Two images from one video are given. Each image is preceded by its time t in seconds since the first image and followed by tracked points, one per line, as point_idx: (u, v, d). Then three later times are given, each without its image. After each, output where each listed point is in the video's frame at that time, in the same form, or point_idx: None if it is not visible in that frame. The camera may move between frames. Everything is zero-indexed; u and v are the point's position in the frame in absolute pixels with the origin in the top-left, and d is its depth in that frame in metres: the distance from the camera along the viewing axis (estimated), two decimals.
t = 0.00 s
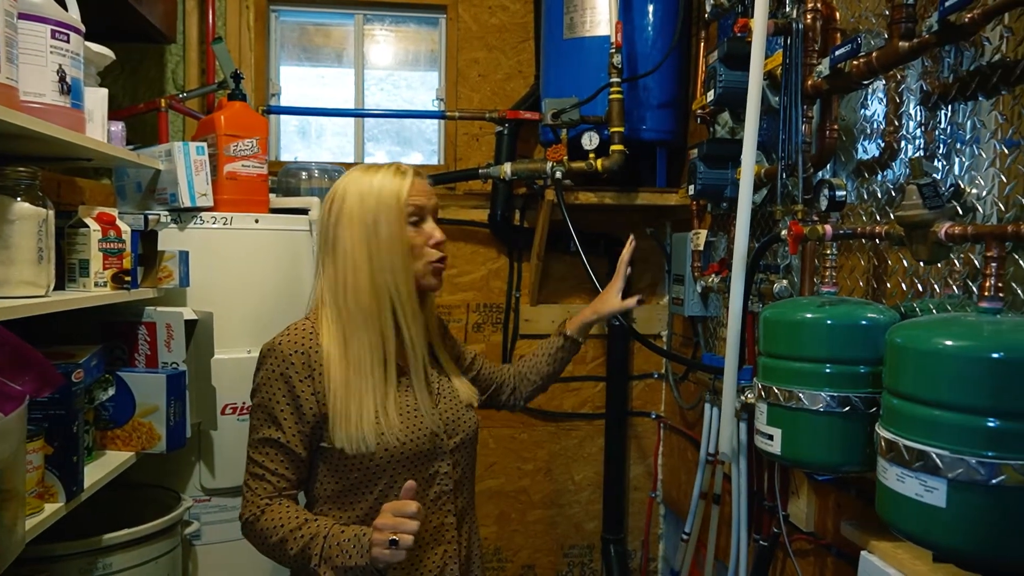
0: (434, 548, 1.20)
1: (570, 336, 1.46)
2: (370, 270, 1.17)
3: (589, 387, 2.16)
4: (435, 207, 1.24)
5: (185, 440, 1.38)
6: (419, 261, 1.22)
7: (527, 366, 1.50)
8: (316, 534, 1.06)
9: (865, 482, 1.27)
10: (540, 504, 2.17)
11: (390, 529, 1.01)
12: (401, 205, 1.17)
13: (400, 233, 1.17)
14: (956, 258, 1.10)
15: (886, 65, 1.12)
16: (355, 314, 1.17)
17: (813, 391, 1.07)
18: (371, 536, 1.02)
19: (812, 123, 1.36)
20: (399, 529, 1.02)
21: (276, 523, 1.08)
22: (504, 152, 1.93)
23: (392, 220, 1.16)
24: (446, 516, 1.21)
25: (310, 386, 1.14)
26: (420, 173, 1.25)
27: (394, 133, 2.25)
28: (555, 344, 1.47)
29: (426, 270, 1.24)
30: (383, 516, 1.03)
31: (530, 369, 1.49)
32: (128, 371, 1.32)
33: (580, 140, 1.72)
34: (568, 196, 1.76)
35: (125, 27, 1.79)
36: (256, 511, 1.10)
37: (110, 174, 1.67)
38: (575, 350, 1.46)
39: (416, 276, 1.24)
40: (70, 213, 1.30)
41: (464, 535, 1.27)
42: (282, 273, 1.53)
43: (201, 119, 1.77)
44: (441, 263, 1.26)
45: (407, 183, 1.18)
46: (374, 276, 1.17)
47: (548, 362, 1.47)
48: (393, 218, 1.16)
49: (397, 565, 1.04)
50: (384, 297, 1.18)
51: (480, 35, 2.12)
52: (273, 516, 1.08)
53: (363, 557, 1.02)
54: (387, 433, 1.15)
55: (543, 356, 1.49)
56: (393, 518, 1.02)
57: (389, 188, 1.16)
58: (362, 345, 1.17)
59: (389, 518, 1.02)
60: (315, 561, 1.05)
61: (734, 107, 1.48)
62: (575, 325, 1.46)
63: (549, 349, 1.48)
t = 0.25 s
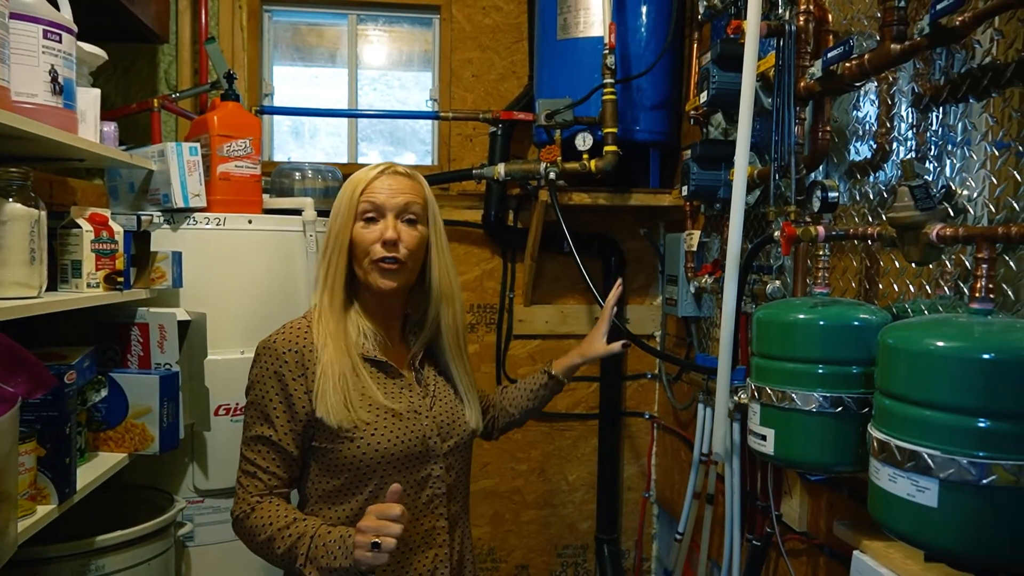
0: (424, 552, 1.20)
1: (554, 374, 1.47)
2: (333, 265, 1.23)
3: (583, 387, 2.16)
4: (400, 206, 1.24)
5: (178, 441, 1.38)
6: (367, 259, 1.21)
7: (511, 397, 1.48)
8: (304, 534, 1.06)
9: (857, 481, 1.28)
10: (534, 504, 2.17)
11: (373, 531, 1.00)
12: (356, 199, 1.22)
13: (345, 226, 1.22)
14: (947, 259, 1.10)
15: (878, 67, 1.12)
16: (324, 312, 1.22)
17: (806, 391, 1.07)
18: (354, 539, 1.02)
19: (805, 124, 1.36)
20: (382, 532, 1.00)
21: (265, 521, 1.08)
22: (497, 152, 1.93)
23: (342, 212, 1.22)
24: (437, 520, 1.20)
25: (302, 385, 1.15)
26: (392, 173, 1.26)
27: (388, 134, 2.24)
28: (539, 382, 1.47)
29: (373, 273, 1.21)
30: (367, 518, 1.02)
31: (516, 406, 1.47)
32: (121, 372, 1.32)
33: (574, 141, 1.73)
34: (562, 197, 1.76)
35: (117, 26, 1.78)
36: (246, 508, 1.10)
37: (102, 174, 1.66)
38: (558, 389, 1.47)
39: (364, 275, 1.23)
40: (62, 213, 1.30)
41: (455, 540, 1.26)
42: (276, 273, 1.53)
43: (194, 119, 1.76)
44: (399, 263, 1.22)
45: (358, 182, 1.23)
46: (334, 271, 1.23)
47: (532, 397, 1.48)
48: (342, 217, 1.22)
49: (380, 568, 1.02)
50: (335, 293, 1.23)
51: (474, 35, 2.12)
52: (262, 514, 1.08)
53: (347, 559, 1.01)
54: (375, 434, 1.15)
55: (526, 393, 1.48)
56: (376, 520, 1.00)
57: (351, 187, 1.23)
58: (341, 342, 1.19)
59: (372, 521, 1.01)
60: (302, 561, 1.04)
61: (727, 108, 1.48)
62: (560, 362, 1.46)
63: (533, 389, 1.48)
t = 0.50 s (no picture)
0: (418, 552, 1.20)
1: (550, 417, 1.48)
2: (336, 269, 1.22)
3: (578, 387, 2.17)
4: (394, 214, 1.23)
5: (173, 441, 1.38)
6: (361, 272, 1.22)
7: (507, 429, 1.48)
8: (298, 534, 1.06)
9: (851, 481, 1.28)
10: (529, 504, 2.17)
11: (366, 534, 1.01)
12: (351, 206, 1.21)
13: (341, 236, 1.21)
14: (941, 259, 1.11)
15: (872, 68, 1.13)
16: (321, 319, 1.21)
17: (801, 391, 1.07)
18: (346, 540, 1.02)
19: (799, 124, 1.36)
20: (375, 535, 1.01)
21: (260, 521, 1.07)
22: (492, 152, 1.93)
23: (339, 221, 1.21)
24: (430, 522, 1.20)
25: (298, 384, 1.15)
26: (387, 178, 1.26)
27: (382, 134, 2.24)
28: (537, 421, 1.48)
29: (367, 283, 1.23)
30: (360, 520, 1.02)
31: (507, 441, 1.46)
32: (115, 372, 1.32)
33: (569, 141, 1.73)
34: (557, 196, 1.77)
35: (111, 25, 1.77)
36: (241, 507, 1.10)
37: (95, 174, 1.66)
38: (552, 431, 1.48)
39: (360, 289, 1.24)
40: (56, 213, 1.29)
41: (449, 542, 1.26)
42: (271, 273, 1.53)
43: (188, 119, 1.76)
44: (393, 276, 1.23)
45: (354, 187, 1.22)
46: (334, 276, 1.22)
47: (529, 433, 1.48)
48: (337, 224, 1.21)
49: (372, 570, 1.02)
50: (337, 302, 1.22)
51: (469, 35, 2.12)
52: (256, 513, 1.08)
53: (340, 560, 1.01)
54: (370, 435, 1.15)
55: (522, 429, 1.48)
56: (369, 524, 1.01)
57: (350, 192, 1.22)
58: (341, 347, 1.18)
59: (366, 524, 1.01)
60: (296, 561, 1.04)
61: (722, 108, 1.48)
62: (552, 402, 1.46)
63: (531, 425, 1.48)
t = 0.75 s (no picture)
0: (414, 552, 1.20)
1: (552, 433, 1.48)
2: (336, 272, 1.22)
3: (574, 386, 2.17)
4: (389, 217, 1.23)
5: (169, 441, 1.37)
6: (360, 274, 1.22)
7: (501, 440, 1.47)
8: (297, 532, 1.05)
9: (847, 479, 1.28)
10: (525, 503, 2.18)
11: (368, 530, 1.01)
12: (345, 209, 1.21)
13: (337, 240, 1.21)
14: (936, 258, 1.11)
15: (867, 67, 1.13)
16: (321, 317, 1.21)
17: (797, 389, 1.07)
18: (348, 538, 1.02)
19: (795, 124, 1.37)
20: (376, 531, 1.01)
21: (259, 519, 1.07)
22: (489, 151, 1.93)
23: (335, 223, 1.21)
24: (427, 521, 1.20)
25: (297, 382, 1.15)
26: (381, 178, 1.26)
27: (378, 133, 2.24)
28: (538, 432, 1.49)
29: (367, 285, 1.23)
30: (362, 517, 1.02)
31: (504, 451, 1.46)
32: (111, 371, 1.31)
33: (565, 140, 1.73)
34: (553, 196, 1.77)
35: (106, 25, 1.77)
36: (240, 505, 1.10)
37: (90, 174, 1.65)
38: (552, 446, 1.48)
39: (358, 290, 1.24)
40: (51, 212, 1.29)
41: (444, 542, 1.26)
42: (267, 273, 1.52)
43: (183, 118, 1.76)
44: (394, 279, 1.24)
45: (348, 190, 1.22)
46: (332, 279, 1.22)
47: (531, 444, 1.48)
48: (332, 226, 1.21)
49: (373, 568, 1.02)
50: (336, 303, 1.22)
51: (465, 34, 2.12)
52: (255, 512, 1.08)
53: (340, 558, 1.01)
54: (369, 433, 1.15)
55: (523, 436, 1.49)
56: (371, 520, 1.01)
57: (349, 194, 1.22)
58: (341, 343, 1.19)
59: (367, 520, 1.01)
60: (295, 560, 1.04)
61: (718, 107, 1.49)
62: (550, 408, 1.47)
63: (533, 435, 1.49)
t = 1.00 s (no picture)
0: (411, 553, 1.20)
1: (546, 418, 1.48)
2: (342, 271, 1.18)
3: (571, 386, 2.17)
4: (405, 209, 1.23)
5: (165, 441, 1.37)
6: (382, 266, 1.21)
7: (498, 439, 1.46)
8: (292, 535, 1.05)
9: (843, 478, 1.29)
10: (522, 503, 2.18)
11: (360, 532, 1.00)
12: (361, 204, 1.19)
13: (351, 234, 1.18)
14: (932, 258, 1.11)
15: (863, 67, 1.13)
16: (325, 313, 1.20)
17: (793, 389, 1.08)
18: (341, 540, 1.02)
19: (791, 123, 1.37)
20: (369, 532, 1.00)
21: (253, 523, 1.07)
22: (485, 151, 1.93)
23: (350, 219, 1.17)
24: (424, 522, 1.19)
25: (290, 385, 1.15)
26: (385, 175, 1.23)
27: (375, 133, 2.24)
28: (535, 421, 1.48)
29: (385, 277, 1.21)
30: (354, 518, 1.02)
31: (501, 446, 1.46)
32: (107, 371, 1.31)
33: (562, 140, 1.73)
34: (550, 196, 1.77)
35: (102, 24, 1.77)
36: (235, 509, 1.10)
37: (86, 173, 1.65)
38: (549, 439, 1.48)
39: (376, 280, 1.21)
40: (47, 211, 1.28)
41: (442, 542, 1.26)
42: (263, 272, 1.52)
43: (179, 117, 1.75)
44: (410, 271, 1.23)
45: (358, 187, 1.19)
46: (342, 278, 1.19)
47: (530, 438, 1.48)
48: (345, 221, 1.17)
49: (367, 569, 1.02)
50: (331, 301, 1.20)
51: (462, 34, 2.12)
52: (250, 515, 1.08)
53: (334, 560, 1.01)
54: (363, 434, 1.14)
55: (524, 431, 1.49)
56: (363, 521, 1.01)
57: (356, 190, 1.18)
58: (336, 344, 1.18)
59: (359, 521, 1.01)
60: (290, 562, 1.04)
61: (715, 107, 1.49)
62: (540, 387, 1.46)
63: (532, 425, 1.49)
